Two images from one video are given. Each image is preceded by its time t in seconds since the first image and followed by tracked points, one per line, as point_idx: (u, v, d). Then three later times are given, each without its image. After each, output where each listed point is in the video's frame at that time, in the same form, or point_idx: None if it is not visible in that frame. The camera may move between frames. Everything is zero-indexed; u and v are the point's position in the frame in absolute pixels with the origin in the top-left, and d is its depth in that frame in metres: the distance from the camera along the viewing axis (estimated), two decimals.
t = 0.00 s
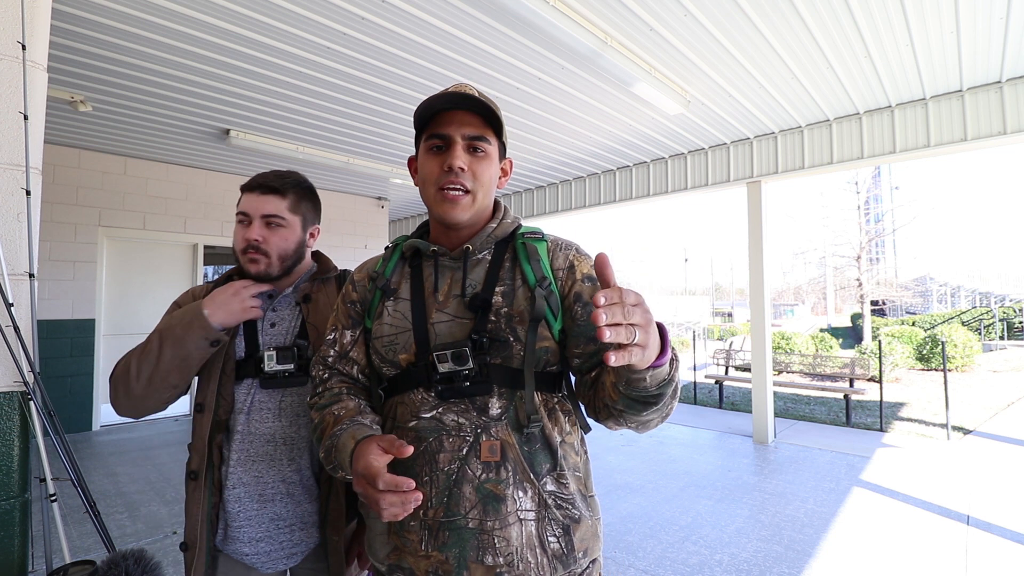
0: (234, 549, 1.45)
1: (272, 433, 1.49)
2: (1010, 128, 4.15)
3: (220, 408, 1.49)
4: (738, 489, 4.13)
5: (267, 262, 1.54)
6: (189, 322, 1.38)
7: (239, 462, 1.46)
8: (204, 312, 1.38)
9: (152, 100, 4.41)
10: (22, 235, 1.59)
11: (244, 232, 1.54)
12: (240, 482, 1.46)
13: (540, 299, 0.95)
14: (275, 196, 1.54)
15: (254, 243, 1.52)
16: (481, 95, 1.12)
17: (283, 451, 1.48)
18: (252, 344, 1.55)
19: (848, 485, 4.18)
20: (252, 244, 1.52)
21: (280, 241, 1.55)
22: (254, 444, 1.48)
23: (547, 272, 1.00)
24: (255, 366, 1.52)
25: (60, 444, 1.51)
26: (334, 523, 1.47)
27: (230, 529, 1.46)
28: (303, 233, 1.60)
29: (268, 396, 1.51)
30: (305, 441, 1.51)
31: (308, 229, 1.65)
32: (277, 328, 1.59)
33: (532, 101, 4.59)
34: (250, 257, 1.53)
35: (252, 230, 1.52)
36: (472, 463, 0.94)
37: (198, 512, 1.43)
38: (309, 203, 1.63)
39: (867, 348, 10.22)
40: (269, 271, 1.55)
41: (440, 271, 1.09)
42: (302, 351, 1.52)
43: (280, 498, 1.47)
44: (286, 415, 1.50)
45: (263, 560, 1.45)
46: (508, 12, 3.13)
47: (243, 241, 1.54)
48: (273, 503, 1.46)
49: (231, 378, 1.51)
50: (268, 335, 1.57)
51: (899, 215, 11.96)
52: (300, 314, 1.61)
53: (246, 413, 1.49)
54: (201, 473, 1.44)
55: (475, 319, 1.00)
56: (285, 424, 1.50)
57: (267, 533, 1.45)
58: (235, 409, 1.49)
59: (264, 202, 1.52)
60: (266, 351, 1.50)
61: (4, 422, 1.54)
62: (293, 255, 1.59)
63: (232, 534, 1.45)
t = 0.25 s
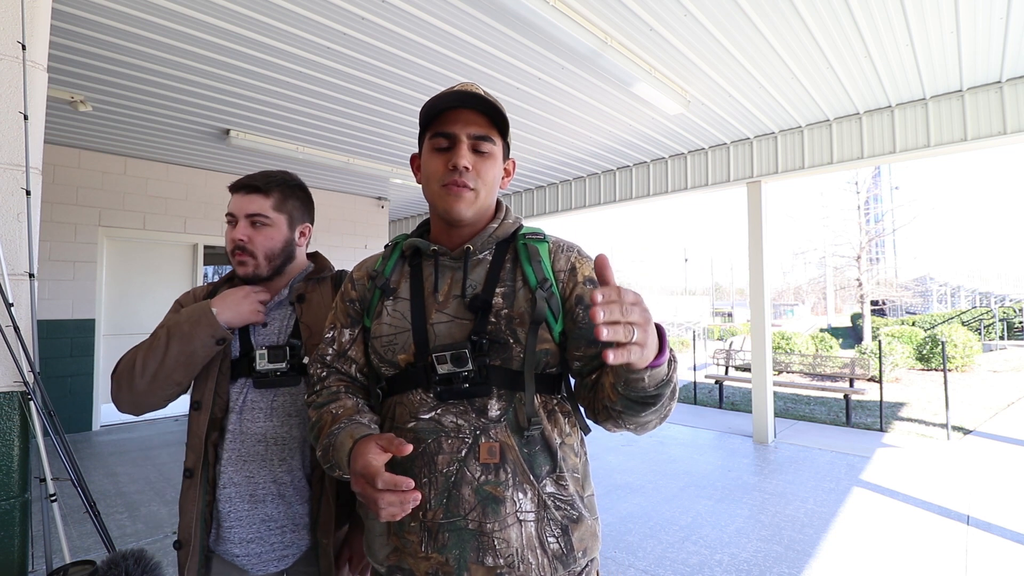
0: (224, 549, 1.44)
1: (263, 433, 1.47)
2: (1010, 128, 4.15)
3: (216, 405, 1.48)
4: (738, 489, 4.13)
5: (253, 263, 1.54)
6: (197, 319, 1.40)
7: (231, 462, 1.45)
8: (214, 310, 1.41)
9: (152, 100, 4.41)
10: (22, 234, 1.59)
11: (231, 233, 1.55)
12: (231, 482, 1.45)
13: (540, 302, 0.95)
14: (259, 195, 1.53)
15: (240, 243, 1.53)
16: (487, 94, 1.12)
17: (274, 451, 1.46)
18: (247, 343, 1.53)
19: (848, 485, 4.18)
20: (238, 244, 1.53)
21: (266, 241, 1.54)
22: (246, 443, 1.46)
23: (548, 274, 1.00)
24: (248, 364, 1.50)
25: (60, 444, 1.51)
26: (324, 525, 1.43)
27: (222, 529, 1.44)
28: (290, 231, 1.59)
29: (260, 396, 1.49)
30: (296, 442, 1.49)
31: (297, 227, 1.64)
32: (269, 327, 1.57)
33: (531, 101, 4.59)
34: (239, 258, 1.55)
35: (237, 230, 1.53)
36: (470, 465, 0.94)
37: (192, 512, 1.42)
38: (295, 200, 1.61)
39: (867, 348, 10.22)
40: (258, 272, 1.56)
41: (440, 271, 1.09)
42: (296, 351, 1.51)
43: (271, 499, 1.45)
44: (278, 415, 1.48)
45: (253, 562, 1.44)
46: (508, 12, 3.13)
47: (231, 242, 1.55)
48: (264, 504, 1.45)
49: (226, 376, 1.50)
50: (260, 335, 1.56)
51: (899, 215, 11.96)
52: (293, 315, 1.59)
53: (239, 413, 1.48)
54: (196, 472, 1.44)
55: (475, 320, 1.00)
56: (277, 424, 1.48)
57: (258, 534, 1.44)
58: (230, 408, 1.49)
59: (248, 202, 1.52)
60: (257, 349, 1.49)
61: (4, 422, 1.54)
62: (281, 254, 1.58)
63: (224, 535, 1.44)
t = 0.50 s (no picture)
0: (217, 551, 1.43)
1: (256, 434, 1.47)
2: (1010, 128, 4.15)
3: (209, 407, 1.49)
4: (738, 489, 4.13)
5: (258, 266, 1.56)
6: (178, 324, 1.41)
7: (224, 462, 1.45)
8: (191, 315, 1.40)
9: (152, 100, 4.41)
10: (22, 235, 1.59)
11: (231, 238, 1.55)
12: (223, 483, 1.44)
13: (547, 300, 0.96)
14: (254, 199, 1.52)
15: (242, 248, 1.54)
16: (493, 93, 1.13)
17: (267, 452, 1.46)
18: (241, 343, 1.54)
19: (848, 485, 4.18)
20: (239, 250, 1.54)
21: (267, 243, 1.55)
22: (239, 444, 1.46)
23: (554, 274, 1.00)
24: (242, 366, 1.51)
25: (61, 444, 1.51)
26: (314, 529, 1.43)
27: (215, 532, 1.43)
28: (289, 231, 1.60)
29: (254, 396, 1.49)
30: (290, 443, 1.48)
31: (296, 224, 1.65)
32: (258, 327, 1.55)
33: (531, 101, 4.59)
34: (242, 263, 1.56)
35: (237, 236, 1.53)
36: (479, 467, 0.94)
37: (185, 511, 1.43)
38: (292, 200, 1.61)
39: (867, 348, 10.23)
40: (262, 275, 1.58)
41: (445, 270, 1.08)
42: (289, 350, 1.51)
43: (263, 502, 1.44)
44: (271, 415, 1.48)
45: (245, 564, 1.42)
46: (508, 12, 3.13)
47: (231, 247, 1.56)
48: (255, 506, 1.43)
49: (220, 377, 1.50)
50: (249, 335, 1.54)
51: (899, 215, 11.96)
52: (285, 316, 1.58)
53: (233, 413, 1.48)
54: (190, 474, 1.44)
55: (481, 320, 1.00)
56: (270, 425, 1.48)
57: (250, 537, 1.43)
58: (225, 409, 1.49)
59: (244, 207, 1.52)
60: (251, 350, 1.50)
61: (4, 422, 1.54)
62: (282, 254, 1.60)
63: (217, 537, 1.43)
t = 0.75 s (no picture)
0: (213, 550, 1.42)
1: (254, 431, 1.47)
2: (1010, 128, 4.15)
3: (209, 408, 1.49)
4: (738, 489, 4.13)
5: (255, 288, 1.58)
6: (172, 342, 1.40)
7: (221, 460, 1.45)
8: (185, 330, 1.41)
9: (151, 100, 4.41)
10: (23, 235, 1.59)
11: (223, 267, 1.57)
12: (220, 481, 1.44)
13: (558, 300, 0.96)
14: (228, 230, 1.49)
15: (235, 277, 1.56)
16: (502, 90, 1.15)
17: (264, 450, 1.46)
18: (240, 342, 1.53)
19: (848, 485, 4.18)
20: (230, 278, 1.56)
21: (255, 267, 1.55)
22: (237, 441, 1.46)
23: (563, 274, 1.00)
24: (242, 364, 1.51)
25: (61, 444, 1.51)
26: (309, 530, 1.43)
27: (212, 530, 1.43)
28: (272, 250, 1.57)
29: (253, 394, 1.49)
30: (287, 442, 1.48)
31: (280, 237, 1.60)
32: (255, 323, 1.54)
33: (531, 101, 4.59)
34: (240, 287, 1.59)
35: (224, 266, 1.54)
36: (487, 470, 0.94)
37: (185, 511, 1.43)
38: (268, 218, 1.55)
39: (867, 348, 10.22)
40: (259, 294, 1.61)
41: (452, 270, 1.09)
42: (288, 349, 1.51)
43: (259, 501, 1.44)
44: (269, 413, 1.48)
45: (240, 564, 1.42)
46: (508, 12, 3.13)
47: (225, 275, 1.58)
48: (251, 505, 1.43)
49: (220, 377, 1.51)
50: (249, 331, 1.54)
51: (899, 215, 11.97)
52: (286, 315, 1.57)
53: (231, 412, 1.48)
54: (189, 475, 1.44)
55: (490, 321, 1.00)
56: (267, 422, 1.48)
57: (245, 536, 1.42)
58: (225, 408, 1.49)
59: (222, 239, 1.50)
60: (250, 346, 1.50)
61: (4, 422, 1.54)
62: (274, 271, 1.59)
63: (214, 535, 1.43)
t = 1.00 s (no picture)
0: (212, 551, 1.42)
1: (253, 431, 1.47)
2: (1010, 128, 4.15)
3: (209, 408, 1.49)
4: (738, 489, 4.13)
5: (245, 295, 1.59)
6: (175, 339, 1.41)
7: (219, 461, 1.45)
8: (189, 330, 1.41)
9: (151, 100, 4.41)
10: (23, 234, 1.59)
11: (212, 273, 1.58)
12: (218, 482, 1.44)
13: (569, 297, 0.95)
14: (212, 240, 1.49)
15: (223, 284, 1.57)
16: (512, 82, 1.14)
17: (263, 450, 1.46)
18: (238, 342, 1.53)
19: (848, 485, 4.18)
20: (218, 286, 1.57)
21: (241, 275, 1.54)
22: (235, 442, 1.46)
23: (575, 270, 1.00)
24: (241, 363, 1.51)
25: (61, 444, 1.51)
26: (309, 531, 1.42)
27: (211, 532, 1.43)
28: (258, 258, 1.55)
29: (252, 394, 1.49)
30: (287, 442, 1.48)
31: (267, 244, 1.58)
32: (255, 323, 1.55)
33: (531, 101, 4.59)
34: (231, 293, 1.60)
35: (212, 275, 1.55)
36: (497, 474, 0.94)
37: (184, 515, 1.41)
38: (251, 226, 1.53)
39: (867, 348, 10.22)
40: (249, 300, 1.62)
41: (461, 268, 1.09)
42: (287, 348, 1.51)
43: (258, 501, 1.44)
44: (268, 413, 1.48)
45: (239, 565, 1.42)
46: (508, 12, 3.13)
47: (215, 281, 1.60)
48: (250, 506, 1.43)
49: (219, 378, 1.51)
50: (248, 330, 1.54)
51: (899, 215, 11.97)
52: (285, 314, 1.58)
53: (230, 412, 1.48)
54: (189, 476, 1.43)
55: (499, 318, 1.00)
56: (266, 422, 1.48)
57: (245, 538, 1.42)
58: (224, 408, 1.49)
59: (206, 250, 1.50)
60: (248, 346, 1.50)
61: (4, 422, 1.54)
62: (262, 278, 1.58)
63: (213, 537, 1.43)
